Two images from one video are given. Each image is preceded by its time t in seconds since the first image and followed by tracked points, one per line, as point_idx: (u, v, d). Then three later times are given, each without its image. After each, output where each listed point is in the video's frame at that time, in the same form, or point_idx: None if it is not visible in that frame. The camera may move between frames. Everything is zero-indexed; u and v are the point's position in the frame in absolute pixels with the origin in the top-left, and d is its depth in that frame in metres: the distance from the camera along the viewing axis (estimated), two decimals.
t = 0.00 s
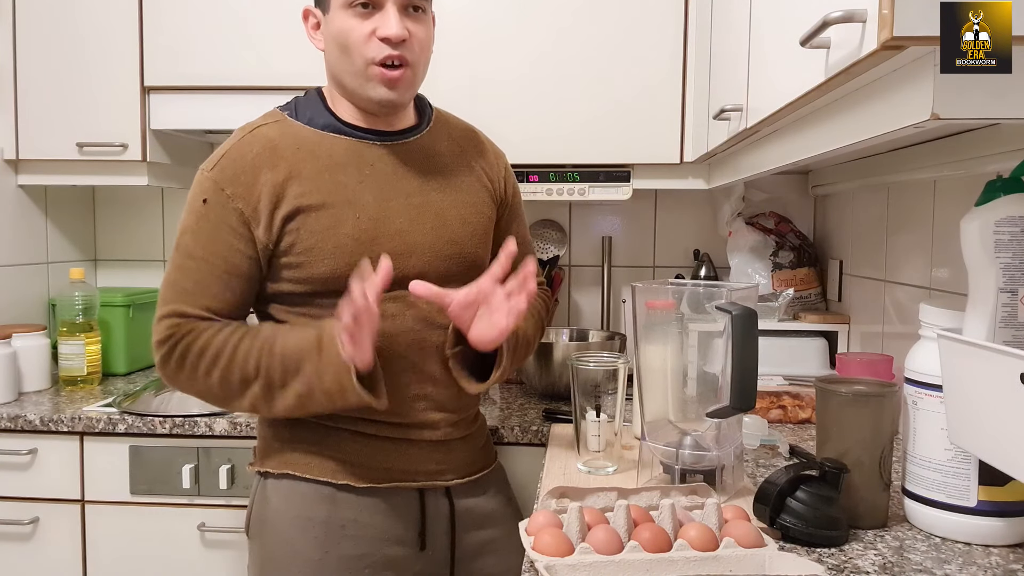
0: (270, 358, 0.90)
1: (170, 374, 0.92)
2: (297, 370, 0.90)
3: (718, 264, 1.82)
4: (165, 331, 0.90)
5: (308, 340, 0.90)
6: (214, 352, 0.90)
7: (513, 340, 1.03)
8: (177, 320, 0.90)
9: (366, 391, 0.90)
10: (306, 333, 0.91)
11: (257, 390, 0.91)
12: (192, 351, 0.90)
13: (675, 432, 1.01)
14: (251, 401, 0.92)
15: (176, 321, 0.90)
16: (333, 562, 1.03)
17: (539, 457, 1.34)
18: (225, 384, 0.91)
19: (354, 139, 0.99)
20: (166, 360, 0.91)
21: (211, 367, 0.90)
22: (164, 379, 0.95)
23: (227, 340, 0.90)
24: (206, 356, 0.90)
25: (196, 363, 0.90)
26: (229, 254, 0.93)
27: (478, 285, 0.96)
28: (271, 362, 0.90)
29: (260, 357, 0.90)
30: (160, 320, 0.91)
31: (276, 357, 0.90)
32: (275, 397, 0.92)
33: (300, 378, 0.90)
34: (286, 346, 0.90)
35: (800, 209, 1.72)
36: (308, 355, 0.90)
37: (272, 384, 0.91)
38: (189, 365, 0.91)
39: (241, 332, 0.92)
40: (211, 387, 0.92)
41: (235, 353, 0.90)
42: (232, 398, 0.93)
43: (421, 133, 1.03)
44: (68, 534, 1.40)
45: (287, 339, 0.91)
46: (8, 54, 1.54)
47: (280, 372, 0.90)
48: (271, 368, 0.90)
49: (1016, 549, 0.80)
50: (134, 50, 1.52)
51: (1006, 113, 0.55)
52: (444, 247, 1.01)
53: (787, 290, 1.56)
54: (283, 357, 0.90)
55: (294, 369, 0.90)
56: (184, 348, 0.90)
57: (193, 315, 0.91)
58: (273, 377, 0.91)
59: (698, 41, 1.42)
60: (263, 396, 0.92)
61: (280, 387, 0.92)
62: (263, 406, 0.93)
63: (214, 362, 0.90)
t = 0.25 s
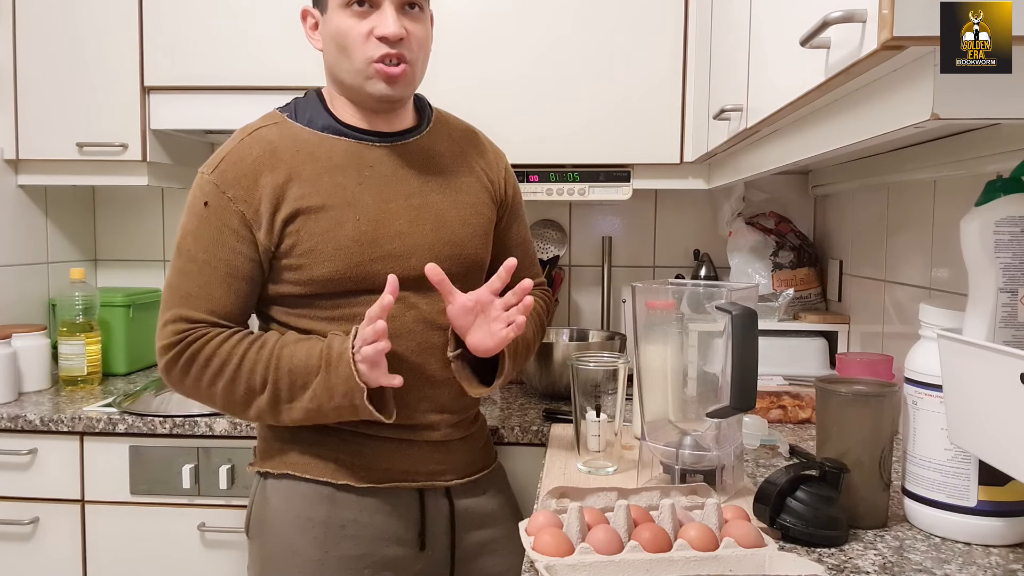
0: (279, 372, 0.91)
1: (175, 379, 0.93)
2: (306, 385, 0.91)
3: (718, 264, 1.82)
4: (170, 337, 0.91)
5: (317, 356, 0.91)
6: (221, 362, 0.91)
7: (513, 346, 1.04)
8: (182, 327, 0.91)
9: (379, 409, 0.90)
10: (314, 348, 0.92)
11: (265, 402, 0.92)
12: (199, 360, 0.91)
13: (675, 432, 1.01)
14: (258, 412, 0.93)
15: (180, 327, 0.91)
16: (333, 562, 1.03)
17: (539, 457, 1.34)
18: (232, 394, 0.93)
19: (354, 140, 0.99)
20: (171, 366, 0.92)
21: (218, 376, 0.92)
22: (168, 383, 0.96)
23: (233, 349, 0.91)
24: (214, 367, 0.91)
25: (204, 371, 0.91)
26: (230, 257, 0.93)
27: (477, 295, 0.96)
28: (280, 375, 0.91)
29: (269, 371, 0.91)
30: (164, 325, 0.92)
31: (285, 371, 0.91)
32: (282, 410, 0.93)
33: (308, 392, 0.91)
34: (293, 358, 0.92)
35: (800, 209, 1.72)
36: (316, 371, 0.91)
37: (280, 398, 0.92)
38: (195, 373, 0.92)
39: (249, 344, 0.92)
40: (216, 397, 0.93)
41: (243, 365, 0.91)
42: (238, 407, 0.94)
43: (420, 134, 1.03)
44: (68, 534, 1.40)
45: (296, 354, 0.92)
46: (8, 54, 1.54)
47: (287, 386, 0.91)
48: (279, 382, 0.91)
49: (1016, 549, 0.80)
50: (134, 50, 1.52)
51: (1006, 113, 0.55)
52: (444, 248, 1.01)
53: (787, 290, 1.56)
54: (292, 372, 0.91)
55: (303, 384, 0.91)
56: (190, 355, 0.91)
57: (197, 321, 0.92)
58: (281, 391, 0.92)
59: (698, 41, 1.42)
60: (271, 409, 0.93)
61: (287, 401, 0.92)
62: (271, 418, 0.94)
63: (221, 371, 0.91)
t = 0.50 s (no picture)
0: (283, 369, 0.91)
1: (177, 378, 0.93)
2: (310, 381, 0.91)
3: (718, 264, 1.82)
4: (172, 336, 0.90)
5: (321, 352, 0.91)
6: (225, 360, 0.91)
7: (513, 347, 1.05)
8: (184, 326, 0.91)
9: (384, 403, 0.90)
10: (318, 344, 0.92)
11: (269, 399, 0.92)
12: (201, 359, 0.91)
13: (675, 432, 1.01)
14: (263, 409, 0.93)
15: (182, 327, 0.91)
16: (334, 562, 1.03)
17: (539, 457, 1.34)
18: (236, 392, 0.92)
19: (355, 140, 0.99)
20: (173, 366, 0.92)
21: (222, 375, 0.91)
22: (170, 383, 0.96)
23: (236, 347, 0.91)
24: (217, 365, 0.91)
25: (207, 370, 0.91)
26: (232, 256, 0.93)
27: (477, 297, 0.96)
28: (284, 372, 0.91)
29: (273, 368, 0.91)
30: (166, 325, 0.91)
31: (289, 368, 0.91)
32: (287, 406, 0.93)
33: (313, 388, 0.91)
34: (297, 354, 0.91)
35: (800, 209, 1.72)
36: (321, 366, 0.90)
37: (285, 394, 0.92)
38: (199, 372, 0.92)
39: (252, 342, 0.92)
40: (220, 395, 0.93)
41: (246, 363, 0.91)
42: (242, 405, 0.93)
43: (421, 135, 1.03)
44: (68, 534, 1.40)
45: (300, 350, 0.92)
46: (8, 54, 1.54)
47: (292, 382, 0.91)
48: (283, 378, 0.91)
49: (1016, 549, 0.80)
50: (134, 50, 1.52)
51: (1006, 113, 0.55)
52: (445, 248, 1.01)
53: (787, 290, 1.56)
54: (296, 368, 0.91)
55: (307, 380, 0.91)
56: (193, 355, 0.90)
57: (199, 320, 0.91)
58: (285, 387, 0.92)
59: (698, 42, 1.42)
60: (275, 405, 0.93)
61: (292, 397, 0.92)
62: (275, 414, 0.94)
63: (224, 369, 0.91)
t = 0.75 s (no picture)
0: (285, 372, 0.91)
1: (178, 379, 0.93)
2: (313, 385, 0.91)
3: (718, 264, 1.82)
4: (174, 337, 0.90)
5: (324, 356, 0.91)
6: (226, 363, 0.91)
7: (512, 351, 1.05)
8: (186, 327, 0.91)
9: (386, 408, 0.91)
10: (321, 347, 0.92)
11: (271, 402, 0.92)
12: (203, 361, 0.91)
13: (675, 432, 1.01)
14: (264, 412, 0.93)
15: (183, 327, 0.91)
16: (334, 562, 1.03)
17: (539, 457, 1.34)
18: (238, 394, 0.93)
19: (356, 140, 0.99)
20: (175, 366, 0.92)
21: (224, 377, 0.92)
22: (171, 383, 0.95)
23: (237, 351, 0.91)
24: (218, 367, 0.91)
25: (208, 372, 0.92)
26: (233, 256, 0.93)
27: (477, 302, 0.97)
28: (286, 376, 0.91)
29: (275, 372, 0.92)
30: (168, 325, 0.91)
31: (291, 372, 0.91)
32: (289, 410, 0.93)
33: (315, 392, 0.91)
34: (300, 359, 0.92)
35: (800, 209, 1.72)
36: (324, 370, 0.91)
37: (286, 397, 0.92)
38: (200, 374, 0.92)
39: (254, 345, 0.92)
40: (221, 397, 0.93)
41: (248, 365, 0.92)
42: (243, 407, 0.94)
43: (423, 136, 1.03)
44: (68, 534, 1.40)
45: (302, 354, 0.92)
46: (8, 54, 1.54)
47: (294, 386, 0.92)
48: (285, 382, 0.91)
49: (1016, 549, 0.80)
50: (134, 50, 1.52)
51: (1005, 113, 0.55)
52: (445, 249, 1.01)
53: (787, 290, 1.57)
54: (298, 371, 0.91)
55: (309, 384, 0.91)
56: (195, 356, 0.91)
57: (201, 320, 0.91)
58: (287, 390, 0.92)
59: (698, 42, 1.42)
60: (277, 408, 0.93)
61: (293, 401, 0.93)
62: (277, 417, 0.94)
63: (226, 372, 0.91)
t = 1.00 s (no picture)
0: (286, 370, 0.91)
1: (178, 375, 0.93)
2: (313, 382, 0.91)
3: (718, 264, 1.82)
4: (175, 333, 0.91)
5: (325, 354, 0.91)
6: (227, 359, 0.91)
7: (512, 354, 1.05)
8: (186, 323, 0.91)
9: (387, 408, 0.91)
10: (322, 345, 0.92)
11: (271, 400, 0.92)
12: (203, 357, 0.91)
13: (675, 432, 1.01)
14: (263, 409, 0.93)
15: (184, 323, 0.91)
16: (334, 562, 1.04)
17: (539, 457, 1.34)
18: (237, 391, 0.93)
19: (358, 140, 0.99)
20: (174, 362, 0.92)
21: (224, 373, 0.92)
22: (170, 379, 0.96)
23: (237, 348, 0.91)
24: (218, 363, 0.91)
25: (208, 368, 0.92)
26: (235, 253, 0.93)
27: (478, 305, 0.98)
28: (286, 373, 0.91)
29: (275, 369, 0.92)
30: (168, 320, 0.92)
31: (292, 369, 0.91)
32: (288, 408, 0.93)
33: (315, 390, 0.91)
34: (301, 356, 0.92)
35: (800, 209, 1.72)
36: (325, 367, 0.91)
37: (286, 395, 0.92)
38: (200, 370, 0.92)
39: (255, 342, 0.93)
40: (221, 394, 0.93)
41: (249, 362, 0.92)
42: (242, 404, 0.93)
43: (425, 138, 1.03)
44: (68, 534, 1.40)
45: (303, 352, 0.92)
46: (8, 54, 1.54)
47: (295, 384, 0.92)
48: (285, 379, 0.91)
49: (1016, 549, 0.80)
50: (134, 50, 1.52)
51: (1005, 113, 0.55)
52: (446, 250, 1.01)
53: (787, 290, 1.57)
54: (299, 369, 0.91)
55: (310, 382, 0.91)
56: (194, 352, 0.91)
57: (201, 316, 0.92)
58: (287, 388, 0.92)
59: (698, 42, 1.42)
60: (277, 406, 0.93)
61: (293, 398, 0.93)
62: (276, 415, 0.94)
63: (226, 369, 0.91)
